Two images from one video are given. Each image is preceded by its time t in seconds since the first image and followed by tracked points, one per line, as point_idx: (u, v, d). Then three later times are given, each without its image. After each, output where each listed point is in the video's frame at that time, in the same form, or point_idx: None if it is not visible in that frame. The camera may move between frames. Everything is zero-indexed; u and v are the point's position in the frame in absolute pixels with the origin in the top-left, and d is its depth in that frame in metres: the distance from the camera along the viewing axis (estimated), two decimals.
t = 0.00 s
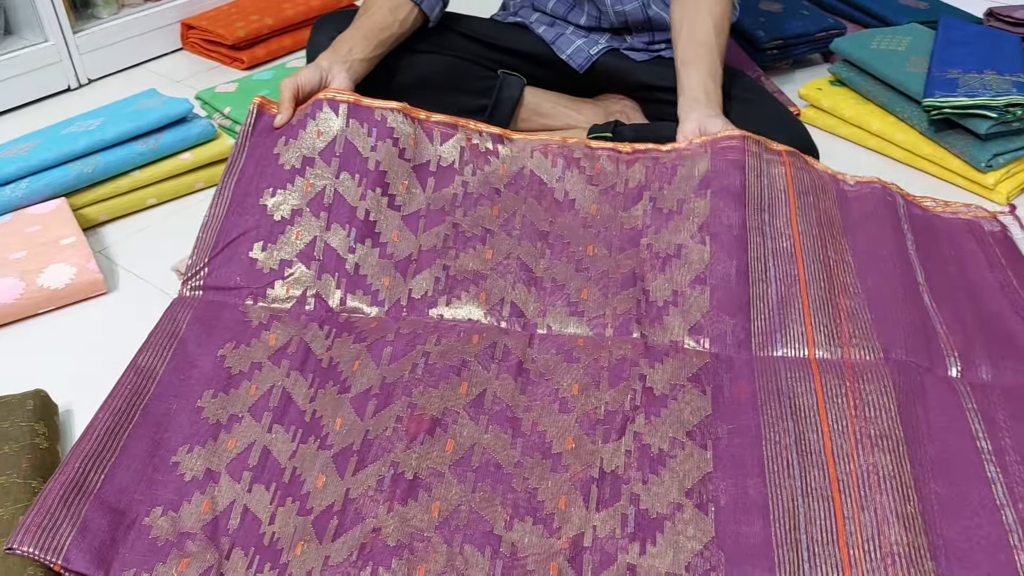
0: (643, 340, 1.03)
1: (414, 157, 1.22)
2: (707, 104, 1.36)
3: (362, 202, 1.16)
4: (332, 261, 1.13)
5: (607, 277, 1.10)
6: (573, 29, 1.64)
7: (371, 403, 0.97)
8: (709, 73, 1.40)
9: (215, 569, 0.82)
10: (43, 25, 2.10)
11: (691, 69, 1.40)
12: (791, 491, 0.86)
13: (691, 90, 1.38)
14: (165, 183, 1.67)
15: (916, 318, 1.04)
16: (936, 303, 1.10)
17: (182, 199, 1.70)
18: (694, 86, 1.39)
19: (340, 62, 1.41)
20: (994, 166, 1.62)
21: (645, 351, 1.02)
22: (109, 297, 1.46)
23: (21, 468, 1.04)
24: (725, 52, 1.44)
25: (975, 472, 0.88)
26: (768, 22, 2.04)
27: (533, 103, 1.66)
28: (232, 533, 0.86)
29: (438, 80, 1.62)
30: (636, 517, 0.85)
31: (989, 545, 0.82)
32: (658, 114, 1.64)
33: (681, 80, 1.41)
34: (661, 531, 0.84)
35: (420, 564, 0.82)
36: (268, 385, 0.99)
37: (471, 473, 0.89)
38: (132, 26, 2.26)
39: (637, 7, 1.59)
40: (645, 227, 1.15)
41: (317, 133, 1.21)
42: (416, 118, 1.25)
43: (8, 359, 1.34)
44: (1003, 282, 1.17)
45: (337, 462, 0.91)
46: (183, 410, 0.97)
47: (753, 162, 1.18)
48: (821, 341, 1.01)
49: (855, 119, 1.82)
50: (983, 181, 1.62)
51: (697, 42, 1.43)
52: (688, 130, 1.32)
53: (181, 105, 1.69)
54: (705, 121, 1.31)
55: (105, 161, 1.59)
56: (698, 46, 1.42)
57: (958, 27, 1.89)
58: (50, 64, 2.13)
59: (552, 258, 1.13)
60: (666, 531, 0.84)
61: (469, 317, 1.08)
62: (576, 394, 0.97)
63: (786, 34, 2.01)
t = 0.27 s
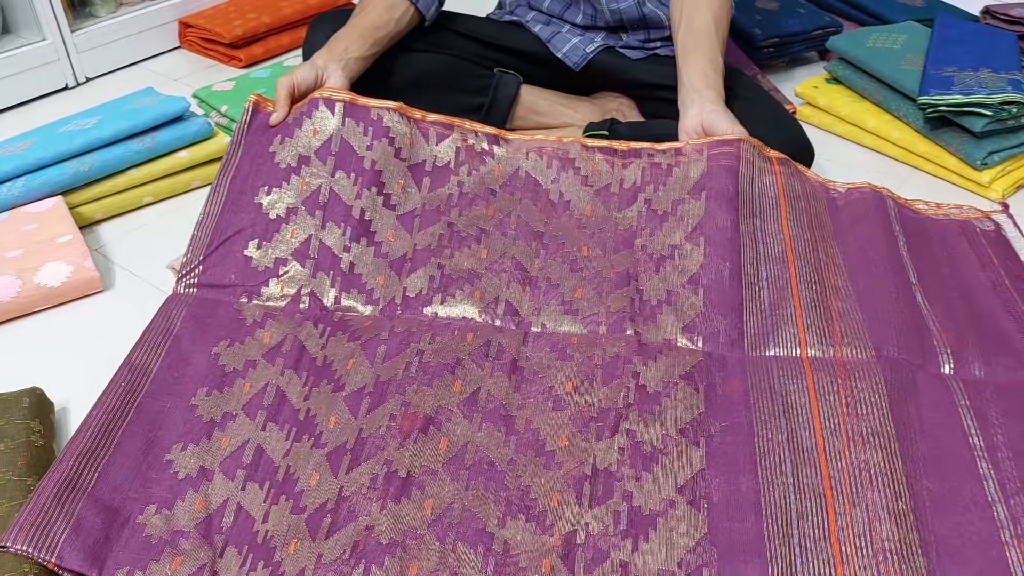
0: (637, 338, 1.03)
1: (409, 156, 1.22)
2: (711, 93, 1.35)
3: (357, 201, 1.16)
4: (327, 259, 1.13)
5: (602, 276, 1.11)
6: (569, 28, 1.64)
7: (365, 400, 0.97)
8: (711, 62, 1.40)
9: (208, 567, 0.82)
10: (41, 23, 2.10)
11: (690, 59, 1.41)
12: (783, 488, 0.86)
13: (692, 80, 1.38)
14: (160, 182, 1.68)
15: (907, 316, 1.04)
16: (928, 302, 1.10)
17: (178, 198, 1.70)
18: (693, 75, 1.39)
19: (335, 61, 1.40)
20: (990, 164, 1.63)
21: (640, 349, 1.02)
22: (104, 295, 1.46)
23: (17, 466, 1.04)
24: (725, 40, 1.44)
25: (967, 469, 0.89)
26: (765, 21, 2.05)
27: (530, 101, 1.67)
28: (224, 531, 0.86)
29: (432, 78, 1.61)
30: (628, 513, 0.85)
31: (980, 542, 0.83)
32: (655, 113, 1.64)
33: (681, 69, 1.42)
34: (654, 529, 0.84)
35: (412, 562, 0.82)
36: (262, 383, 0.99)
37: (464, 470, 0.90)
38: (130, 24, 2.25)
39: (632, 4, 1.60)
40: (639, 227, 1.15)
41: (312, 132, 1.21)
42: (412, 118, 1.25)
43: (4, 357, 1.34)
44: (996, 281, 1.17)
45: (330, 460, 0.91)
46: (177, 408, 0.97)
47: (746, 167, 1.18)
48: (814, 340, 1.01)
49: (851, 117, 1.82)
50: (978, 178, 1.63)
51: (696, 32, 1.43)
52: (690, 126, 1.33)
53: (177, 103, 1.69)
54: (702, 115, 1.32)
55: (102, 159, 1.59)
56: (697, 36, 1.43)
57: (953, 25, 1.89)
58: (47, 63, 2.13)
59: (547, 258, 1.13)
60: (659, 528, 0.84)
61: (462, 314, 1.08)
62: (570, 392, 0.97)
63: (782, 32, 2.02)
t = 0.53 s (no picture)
0: (632, 337, 1.03)
1: (405, 153, 1.22)
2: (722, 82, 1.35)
3: (352, 198, 1.16)
4: (322, 257, 1.13)
5: (598, 273, 1.10)
6: (565, 26, 1.64)
7: (360, 400, 0.97)
8: (720, 55, 1.39)
9: (204, 566, 0.82)
10: (37, 23, 2.09)
11: (700, 54, 1.40)
12: (778, 486, 0.86)
13: (702, 75, 1.38)
14: (156, 181, 1.67)
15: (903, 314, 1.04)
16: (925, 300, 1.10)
17: (174, 197, 1.70)
18: (703, 69, 1.38)
19: (330, 58, 1.40)
20: (986, 162, 1.63)
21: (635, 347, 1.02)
22: (100, 294, 1.46)
23: (12, 465, 1.04)
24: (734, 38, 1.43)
25: (963, 469, 0.89)
26: (762, 19, 2.05)
27: (526, 100, 1.67)
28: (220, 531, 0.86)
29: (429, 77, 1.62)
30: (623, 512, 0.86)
31: (975, 541, 0.83)
32: (652, 111, 1.64)
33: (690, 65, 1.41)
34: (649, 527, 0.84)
35: (408, 561, 0.82)
36: (257, 381, 0.99)
37: (459, 469, 0.90)
38: (126, 23, 2.25)
39: (628, 3, 1.59)
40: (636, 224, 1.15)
41: (307, 130, 1.21)
42: (407, 115, 1.24)
43: None
44: (994, 278, 1.17)
45: (326, 459, 0.91)
46: (172, 407, 0.97)
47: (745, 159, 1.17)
48: (810, 341, 1.01)
49: (848, 116, 1.82)
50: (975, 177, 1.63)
51: (704, 29, 1.43)
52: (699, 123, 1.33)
53: (174, 101, 1.68)
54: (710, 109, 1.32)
55: (98, 159, 1.59)
56: (705, 33, 1.42)
57: (950, 23, 1.88)
58: (43, 62, 2.12)
59: (543, 256, 1.13)
60: (654, 527, 0.84)
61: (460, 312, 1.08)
62: (565, 390, 0.97)
63: (779, 30, 2.02)
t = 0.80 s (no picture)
0: (634, 330, 1.04)
1: (402, 149, 1.22)
2: (717, 80, 1.35)
3: (350, 196, 1.16)
4: (323, 253, 1.13)
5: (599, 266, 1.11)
6: (565, 25, 1.64)
7: (365, 393, 0.98)
8: (715, 53, 1.39)
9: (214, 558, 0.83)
10: (38, 23, 2.10)
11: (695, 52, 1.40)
12: (781, 477, 0.86)
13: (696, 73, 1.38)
14: (158, 182, 1.68)
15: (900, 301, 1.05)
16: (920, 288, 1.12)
17: (175, 197, 1.71)
18: (699, 70, 1.38)
19: (330, 57, 1.41)
20: (988, 161, 1.63)
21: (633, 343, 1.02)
22: (102, 294, 1.47)
23: (15, 464, 1.04)
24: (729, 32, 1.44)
25: (962, 452, 0.90)
26: (762, 17, 2.05)
27: (527, 99, 1.67)
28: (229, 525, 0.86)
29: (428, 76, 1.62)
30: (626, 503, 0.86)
31: (976, 523, 0.84)
32: (651, 111, 1.66)
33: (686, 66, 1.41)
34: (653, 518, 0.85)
35: (417, 552, 0.82)
36: (262, 378, 1.00)
37: (465, 461, 0.90)
38: (127, 23, 2.26)
39: (628, 2, 1.59)
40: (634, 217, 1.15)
41: (305, 128, 1.21)
42: (404, 111, 1.24)
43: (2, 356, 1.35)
44: (987, 265, 1.18)
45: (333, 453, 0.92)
46: (179, 405, 0.98)
47: (743, 146, 1.17)
48: (810, 328, 1.02)
49: (848, 115, 1.83)
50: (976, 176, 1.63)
51: (699, 25, 1.43)
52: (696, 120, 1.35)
53: (175, 101, 1.68)
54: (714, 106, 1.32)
55: (100, 159, 1.59)
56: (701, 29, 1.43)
57: (952, 22, 1.89)
58: (45, 62, 2.13)
59: (543, 247, 1.13)
60: (660, 516, 0.85)
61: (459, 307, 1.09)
62: (569, 382, 0.98)
63: (779, 29, 2.02)
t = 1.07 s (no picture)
0: (640, 328, 1.04)
1: (406, 142, 1.21)
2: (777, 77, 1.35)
3: (355, 190, 1.16)
4: (326, 250, 1.13)
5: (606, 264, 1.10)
6: (567, 25, 1.64)
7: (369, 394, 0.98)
8: (769, 51, 1.39)
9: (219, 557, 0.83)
10: (41, 23, 2.11)
11: (745, 51, 1.40)
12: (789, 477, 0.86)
13: (753, 71, 1.37)
14: (161, 182, 1.68)
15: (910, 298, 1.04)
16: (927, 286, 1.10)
17: (178, 197, 1.71)
18: (753, 69, 1.37)
19: (333, 53, 1.41)
20: (991, 161, 1.63)
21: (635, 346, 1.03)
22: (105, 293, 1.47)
23: (19, 464, 1.04)
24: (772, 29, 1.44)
25: (967, 454, 0.90)
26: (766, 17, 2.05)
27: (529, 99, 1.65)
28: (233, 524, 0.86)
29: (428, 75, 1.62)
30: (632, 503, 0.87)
31: (981, 526, 0.84)
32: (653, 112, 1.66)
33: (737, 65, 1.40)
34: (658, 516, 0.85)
35: (422, 550, 0.82)
36: (266, 374, 1.00)
37: (471, 459, 0.91)
38: (130, 24, 2.26)
39: (630, 2, 1.59)
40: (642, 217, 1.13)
41: (309, 122, 1.21)
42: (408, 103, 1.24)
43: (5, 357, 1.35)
44: (991, 264, 1.18)
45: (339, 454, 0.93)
46: (184, 401, 0.98)
47: (750, 143, 1.17)
48: (817, 325, 1.02)
49: (852, 116, 1.81)
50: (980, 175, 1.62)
51: (742, 23, 1.43)
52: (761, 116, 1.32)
53: (177, 102, 1.68)
54: (774, 100, 1.31)
55: (103, 159, 1.60)
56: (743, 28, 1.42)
57: (955, 22, 1.89)
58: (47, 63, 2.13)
59: (548, 244, 1.12)
60: (665, 516, 0.85)
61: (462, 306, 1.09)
62: (574, 381, 0.98)
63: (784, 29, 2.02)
